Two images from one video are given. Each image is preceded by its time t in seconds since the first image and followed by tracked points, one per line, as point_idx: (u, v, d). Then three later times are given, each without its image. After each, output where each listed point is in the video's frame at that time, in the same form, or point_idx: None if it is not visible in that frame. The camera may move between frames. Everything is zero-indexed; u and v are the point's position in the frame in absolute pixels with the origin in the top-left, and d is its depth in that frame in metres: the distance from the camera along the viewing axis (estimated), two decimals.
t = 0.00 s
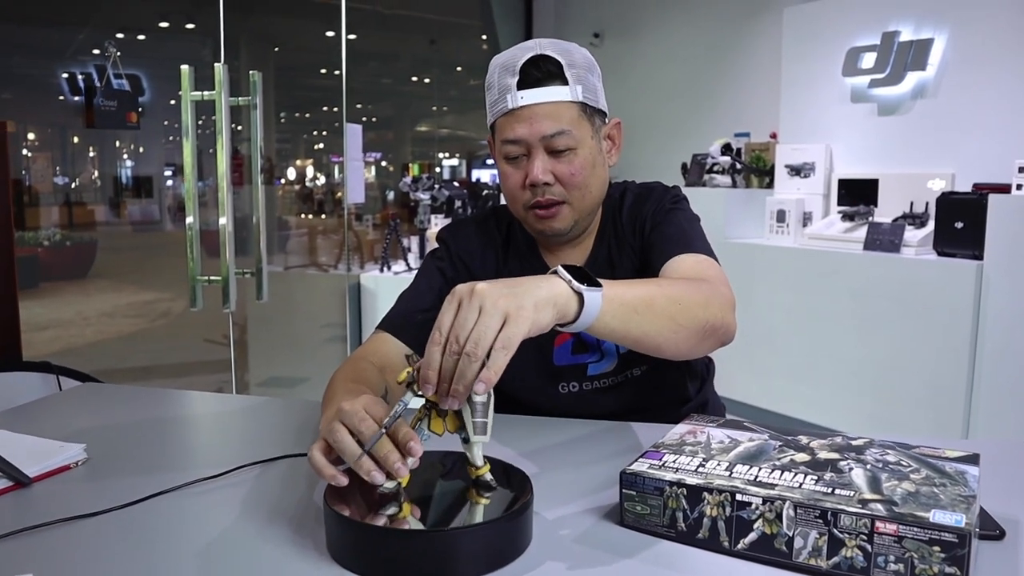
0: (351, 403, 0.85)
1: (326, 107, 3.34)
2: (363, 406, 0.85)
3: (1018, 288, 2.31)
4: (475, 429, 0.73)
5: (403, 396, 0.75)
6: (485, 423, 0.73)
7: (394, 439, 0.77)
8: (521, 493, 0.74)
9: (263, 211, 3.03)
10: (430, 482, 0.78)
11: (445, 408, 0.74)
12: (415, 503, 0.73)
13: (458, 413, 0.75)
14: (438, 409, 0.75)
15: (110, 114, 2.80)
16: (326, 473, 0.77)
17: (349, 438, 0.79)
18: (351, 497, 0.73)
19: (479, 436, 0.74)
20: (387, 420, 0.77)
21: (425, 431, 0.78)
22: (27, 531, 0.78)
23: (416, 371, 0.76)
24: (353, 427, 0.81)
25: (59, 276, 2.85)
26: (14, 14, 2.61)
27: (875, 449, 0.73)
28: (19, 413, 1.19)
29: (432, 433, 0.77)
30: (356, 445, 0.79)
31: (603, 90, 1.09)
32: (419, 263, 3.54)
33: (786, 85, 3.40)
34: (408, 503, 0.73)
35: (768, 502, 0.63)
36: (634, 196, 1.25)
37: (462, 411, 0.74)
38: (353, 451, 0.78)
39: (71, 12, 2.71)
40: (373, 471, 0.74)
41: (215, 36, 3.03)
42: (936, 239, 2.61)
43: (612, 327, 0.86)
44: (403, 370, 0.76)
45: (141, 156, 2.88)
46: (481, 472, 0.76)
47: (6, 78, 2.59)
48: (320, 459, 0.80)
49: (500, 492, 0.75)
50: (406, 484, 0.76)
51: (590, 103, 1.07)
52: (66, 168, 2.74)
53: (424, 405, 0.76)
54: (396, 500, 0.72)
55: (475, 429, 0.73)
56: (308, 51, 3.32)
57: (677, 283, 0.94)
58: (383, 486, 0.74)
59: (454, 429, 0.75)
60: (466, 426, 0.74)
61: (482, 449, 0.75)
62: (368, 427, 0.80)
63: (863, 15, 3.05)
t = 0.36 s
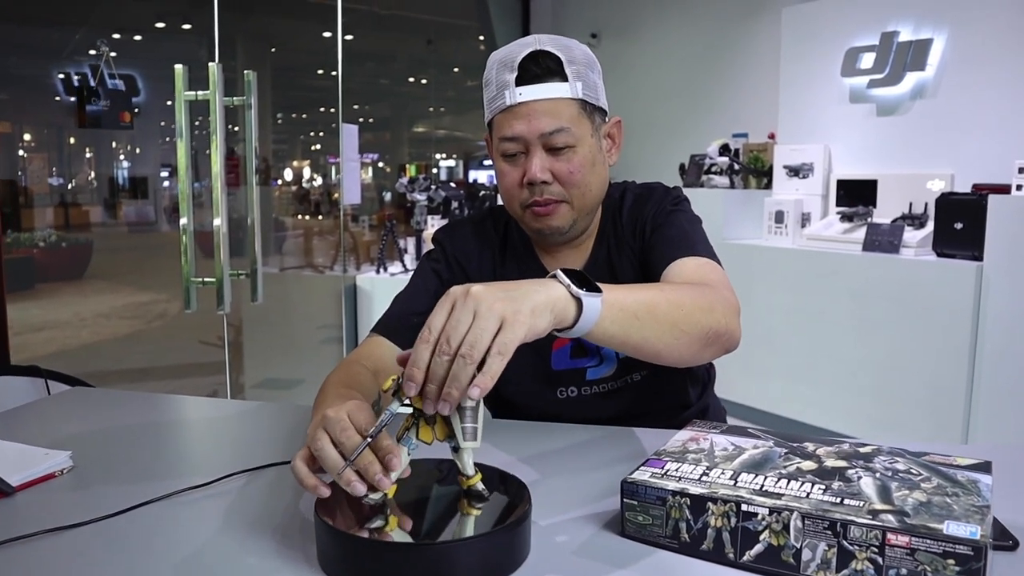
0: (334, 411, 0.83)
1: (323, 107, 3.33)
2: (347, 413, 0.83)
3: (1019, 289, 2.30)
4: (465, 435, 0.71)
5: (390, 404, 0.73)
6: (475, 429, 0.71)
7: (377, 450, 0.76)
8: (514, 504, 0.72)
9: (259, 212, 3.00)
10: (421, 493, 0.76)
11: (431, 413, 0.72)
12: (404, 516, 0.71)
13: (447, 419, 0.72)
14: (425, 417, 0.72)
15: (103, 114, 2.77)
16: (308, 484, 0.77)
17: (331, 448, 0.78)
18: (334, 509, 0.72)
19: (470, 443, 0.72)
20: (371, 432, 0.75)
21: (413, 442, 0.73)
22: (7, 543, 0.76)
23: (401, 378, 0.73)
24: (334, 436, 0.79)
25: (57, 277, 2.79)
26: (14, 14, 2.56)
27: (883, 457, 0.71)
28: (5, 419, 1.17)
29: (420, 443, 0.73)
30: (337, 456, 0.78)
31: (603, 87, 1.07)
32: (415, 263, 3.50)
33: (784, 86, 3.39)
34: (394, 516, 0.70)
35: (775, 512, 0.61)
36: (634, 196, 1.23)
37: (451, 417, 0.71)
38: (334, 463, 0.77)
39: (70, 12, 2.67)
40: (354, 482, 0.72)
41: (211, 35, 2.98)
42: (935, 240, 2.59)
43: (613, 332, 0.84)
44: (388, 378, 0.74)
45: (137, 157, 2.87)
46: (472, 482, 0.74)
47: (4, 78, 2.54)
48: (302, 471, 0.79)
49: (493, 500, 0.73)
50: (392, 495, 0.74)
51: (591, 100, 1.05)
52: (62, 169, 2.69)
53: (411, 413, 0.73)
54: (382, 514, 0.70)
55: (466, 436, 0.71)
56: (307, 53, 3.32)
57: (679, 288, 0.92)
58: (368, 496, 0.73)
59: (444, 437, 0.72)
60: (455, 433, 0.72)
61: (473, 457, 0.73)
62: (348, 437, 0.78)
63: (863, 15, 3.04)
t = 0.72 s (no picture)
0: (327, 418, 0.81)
1: (319, 108, 3.30)
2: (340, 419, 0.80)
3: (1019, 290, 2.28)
4: (461, 447, 0.68)
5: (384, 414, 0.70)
6: (472, 440, 0.68)
7: (371, 462, 0.72)
8: (514, 521, 0.69)
9: (254, 213, 2.97)
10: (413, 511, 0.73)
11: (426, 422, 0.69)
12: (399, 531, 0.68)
13: (442, 428, 0.69)
14: (420, 426, 0.69)
15: (93, 115, 2.73)
16: (300, 494, 0.74)
17: (322, 457, 0.76)
18: (326, 522, 0.70)
19: (466, 454, 0.68)
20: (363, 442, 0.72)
21: (407, 451, 0.71)
22: None
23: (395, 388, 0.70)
24: (326, 445, 0.77)
25: (55, 278, 2.76)
26: (14, 14, 2.51)
27: (895, 466, 0.69)
28: None
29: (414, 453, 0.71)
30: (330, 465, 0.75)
31: (604, 85, 1.05)
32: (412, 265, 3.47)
33: (782, 86, 3.37)
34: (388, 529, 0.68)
35: (785, 526, 0.59)
36: (640, 200, 1.21)
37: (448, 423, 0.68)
38: (326, 473, 0.74)
39: (67, 11, 2.63)
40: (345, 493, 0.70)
41: (206, 35, 2.97)
42: (935, 240, 2.57)
43: (657, 326, 0.82)
44: (382, 387, 0.70)
45: (133, 158, 2.84)
46: (471, 495, 0.71)
47: None
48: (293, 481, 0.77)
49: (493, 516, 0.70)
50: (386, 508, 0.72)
51: (591, 97, 1.03)
52: (58, 170, 2.65)
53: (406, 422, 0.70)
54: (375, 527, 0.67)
55: (461, 446, 0.68)
56: (304, 53, 3.30)
57: (719, 293, 0.92)
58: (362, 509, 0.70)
59: (439, 447, 0.69)
60: (451, 444, 0.68)
61: (470, 467, 0.70)
62: (340, 446, 0.76)
63: (861, 14, 3.02)
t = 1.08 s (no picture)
0: (324, 424, 0.79)
1: (316, 109, 3.26)
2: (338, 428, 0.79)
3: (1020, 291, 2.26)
4: (462, 459, 0.66)
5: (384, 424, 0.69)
6: (473, 452, 0.66)
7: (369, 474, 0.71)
8: (508, 544, 0.65)
9: (250, 213, 2.94)
10: (411, 527, 0.70)
11: (426, 433, 0.67)
12: (395, 547, 0.66)
13: (443, 440, 0.68)
14: (421, 438, 0.68)
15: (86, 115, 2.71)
16: (291, 503, 0.73)
17: (316, 465, 0.74)
18: (318, 532, 0.68)
19: (468, 467, 0.67)
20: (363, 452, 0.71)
21: (408, 463, 0.70)
22: None
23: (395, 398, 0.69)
24: (323, 453, 0.75)
25: (51, 277, 2.82)
26: (14, 14, 2.59)
27: (907, 477, 0.67)
28: None
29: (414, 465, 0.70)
30: (325, 475, 0.73)
31: (613, 88, 1.03)
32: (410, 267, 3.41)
33: (781, 86, 3.35)
34: (386, 544, 0.67)
35: (796, 541, 0.57)
36: (641, 201, 1.19)
37: (449, 435, 0.66)
38: (320, 482, 0.72)
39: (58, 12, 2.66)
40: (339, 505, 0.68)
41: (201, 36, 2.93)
42: (934, 241, 2.55)
43: (622, 345, 0.80)
44: (381, 397, 0.70)
45: (129, 158, 2.79)
46: (473, 507, 0.69)
47: None
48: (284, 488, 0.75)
49: (496, 529, 0.68)
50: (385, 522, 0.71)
51: (599, 101, 1.01)
52: (53, 170, 2.67)
53: (406, 434, 0.69)
54: (373, 541, 0.66)
55: (462, 459, 0.66)
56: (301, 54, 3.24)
57: (693, 299, 0.88)
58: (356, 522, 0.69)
59: (440, 459, 0.67)
60: (452, 456, 0.66)
61: (472, 480, 0.68)
62: (340, 455, 0.74)
63: (859, 14, 3.01)
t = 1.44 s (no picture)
0: (311, 434, 0.77)
1: (314, 111, 3.25)
2: (326, 438, 0.77)
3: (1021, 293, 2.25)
4: (454, 474, 0.64)
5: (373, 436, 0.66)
6: (465, 466, 0.64)
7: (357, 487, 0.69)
8: (500, 561, 0.66)
9: (246, 214, 2.92)
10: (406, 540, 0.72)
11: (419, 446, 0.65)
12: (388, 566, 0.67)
13: (435, 453, 0.65)
14: (411, 450, 0.65)
15: (81, 117, 2.68)
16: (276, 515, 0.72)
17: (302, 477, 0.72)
18: (305, 545, 0.67)
19: (459, 482, 0.64)
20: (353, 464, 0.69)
21: (398, 476, 0.66)
22: None
23: (385, 407, 0.67)
24: (309, 465, 0.74)
25: (49, 279, 2.75)
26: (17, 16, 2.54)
27: (914, 488, 0.65)
28: None
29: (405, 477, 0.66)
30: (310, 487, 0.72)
31: (608, 91, 1.01)
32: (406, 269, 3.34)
33: (780, 86, 3.34)
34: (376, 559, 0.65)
35: (801, 555, 0.55)
36: (638, 203, 1.17)
37: (439, 451, 0.64)
38: (304, 495, 0.71)
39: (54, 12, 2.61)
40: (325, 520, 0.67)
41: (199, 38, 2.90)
42: (934, 242, 2.54)
43: (620, 352, 0.77)
44: (370, 408, 0.68)
45: (126, 160, 2.78)
46: (468, 522, 0.64)
47: None
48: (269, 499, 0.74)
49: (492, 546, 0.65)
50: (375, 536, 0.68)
51: (595, 105, 0.99)
52: (52, 173, 2.63)
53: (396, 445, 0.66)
54: (361, 554, 0.64)
55: (454, 473, 0.64)
56: (297, 56, 3.23)
57: (692, 302, 0.86)
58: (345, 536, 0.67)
59: (430, 472, 0.65)
60: (443, 470, 0.64)
61: (465, 494, 0.65)
62: (327, 469, 0.73)
63: (858, 14, 2.99)
